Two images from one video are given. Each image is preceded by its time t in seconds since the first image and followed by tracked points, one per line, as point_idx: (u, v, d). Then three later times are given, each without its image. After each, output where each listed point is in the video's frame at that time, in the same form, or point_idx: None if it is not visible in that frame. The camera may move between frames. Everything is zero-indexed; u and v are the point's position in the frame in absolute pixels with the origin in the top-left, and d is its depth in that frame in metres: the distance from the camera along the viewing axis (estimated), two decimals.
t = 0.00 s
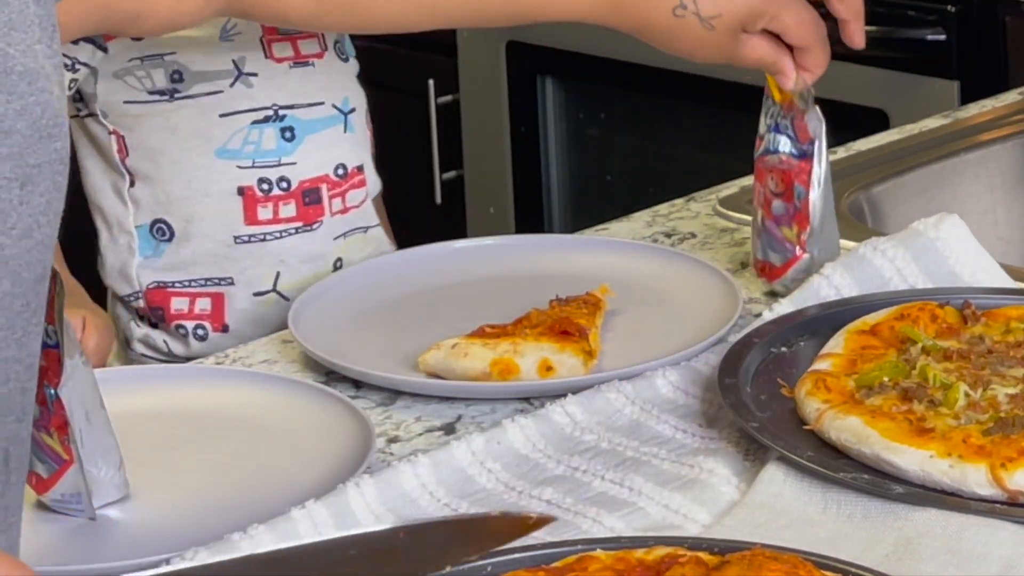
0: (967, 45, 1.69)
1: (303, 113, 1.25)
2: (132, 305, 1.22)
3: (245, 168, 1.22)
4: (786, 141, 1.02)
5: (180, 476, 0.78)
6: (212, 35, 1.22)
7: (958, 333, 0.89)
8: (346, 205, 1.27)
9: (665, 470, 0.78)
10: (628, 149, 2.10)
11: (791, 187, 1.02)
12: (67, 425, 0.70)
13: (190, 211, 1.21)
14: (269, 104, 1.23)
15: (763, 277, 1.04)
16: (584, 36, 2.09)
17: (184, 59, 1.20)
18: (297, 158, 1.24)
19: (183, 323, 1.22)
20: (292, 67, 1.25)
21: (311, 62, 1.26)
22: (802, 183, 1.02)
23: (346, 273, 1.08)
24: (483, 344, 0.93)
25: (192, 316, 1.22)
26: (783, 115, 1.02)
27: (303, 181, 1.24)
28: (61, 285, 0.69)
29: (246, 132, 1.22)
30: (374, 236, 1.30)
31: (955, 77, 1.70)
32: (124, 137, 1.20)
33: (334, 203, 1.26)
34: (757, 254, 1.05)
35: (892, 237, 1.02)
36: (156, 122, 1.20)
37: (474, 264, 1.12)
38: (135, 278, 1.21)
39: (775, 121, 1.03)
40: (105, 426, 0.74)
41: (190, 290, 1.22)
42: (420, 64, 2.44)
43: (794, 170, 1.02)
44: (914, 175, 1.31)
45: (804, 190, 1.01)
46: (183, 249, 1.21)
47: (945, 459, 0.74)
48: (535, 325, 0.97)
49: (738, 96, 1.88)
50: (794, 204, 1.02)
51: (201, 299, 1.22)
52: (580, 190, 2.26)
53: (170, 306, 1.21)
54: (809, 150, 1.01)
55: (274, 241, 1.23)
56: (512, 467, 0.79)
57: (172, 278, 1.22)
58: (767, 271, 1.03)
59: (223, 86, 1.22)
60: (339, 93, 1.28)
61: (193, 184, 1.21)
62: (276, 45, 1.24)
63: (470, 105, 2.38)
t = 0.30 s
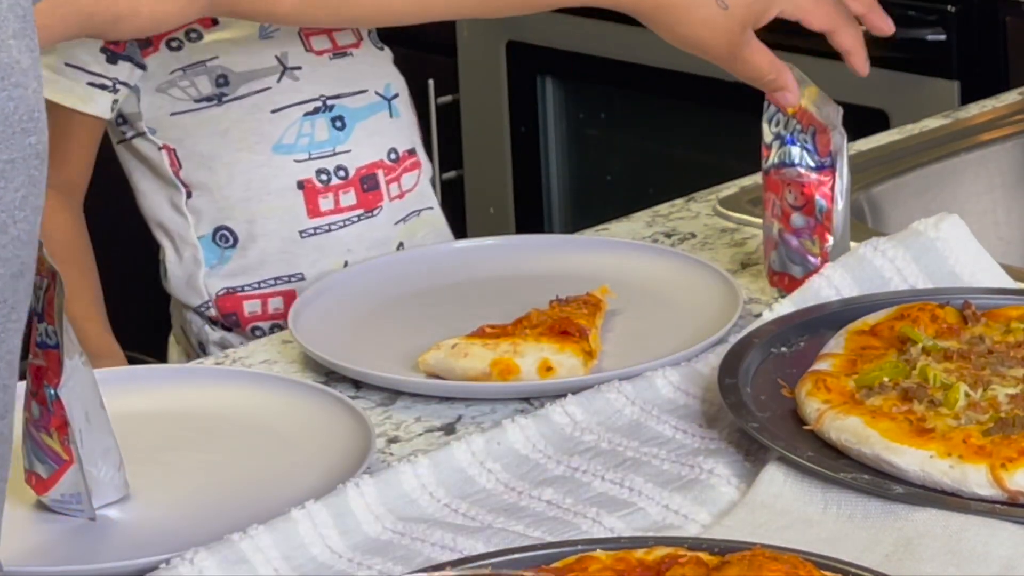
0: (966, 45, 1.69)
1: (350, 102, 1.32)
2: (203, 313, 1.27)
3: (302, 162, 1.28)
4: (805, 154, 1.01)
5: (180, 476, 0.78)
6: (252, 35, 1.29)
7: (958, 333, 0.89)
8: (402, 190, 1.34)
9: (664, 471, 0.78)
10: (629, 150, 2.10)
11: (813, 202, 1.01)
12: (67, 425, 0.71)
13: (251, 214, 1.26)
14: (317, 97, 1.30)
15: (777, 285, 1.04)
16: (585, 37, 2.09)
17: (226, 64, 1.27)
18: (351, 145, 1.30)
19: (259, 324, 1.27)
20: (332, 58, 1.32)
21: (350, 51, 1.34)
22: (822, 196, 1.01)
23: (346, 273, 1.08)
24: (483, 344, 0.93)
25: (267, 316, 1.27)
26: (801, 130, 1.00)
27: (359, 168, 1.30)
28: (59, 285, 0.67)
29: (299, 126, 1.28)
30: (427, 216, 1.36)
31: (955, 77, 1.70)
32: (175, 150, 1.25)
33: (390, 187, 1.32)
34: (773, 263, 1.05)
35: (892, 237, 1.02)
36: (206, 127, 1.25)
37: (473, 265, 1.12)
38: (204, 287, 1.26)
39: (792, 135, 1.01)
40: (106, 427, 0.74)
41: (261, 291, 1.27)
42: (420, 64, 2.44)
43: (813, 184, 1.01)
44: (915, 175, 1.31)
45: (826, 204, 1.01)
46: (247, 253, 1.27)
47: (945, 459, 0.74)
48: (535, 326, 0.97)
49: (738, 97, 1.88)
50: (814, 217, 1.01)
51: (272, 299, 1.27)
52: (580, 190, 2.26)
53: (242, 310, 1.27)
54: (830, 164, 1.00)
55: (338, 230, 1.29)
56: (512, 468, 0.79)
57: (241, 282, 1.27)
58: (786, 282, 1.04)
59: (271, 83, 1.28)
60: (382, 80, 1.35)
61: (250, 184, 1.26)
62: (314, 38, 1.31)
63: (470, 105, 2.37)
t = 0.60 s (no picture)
0: (967, 45, 1.70)
1: (373, 96, 1.32)
2: (232, 305, 1.27)
3: (328, 155, 1.28)
4: (805, 154, 1.00)
5: (180, 477, 0.78)
6: (277, 32, 1.27)
7: (958, 334, 0.89)
8: (424, 181, 1.35)
9: (664, 471, 0.78)
10: (629, 150, 2.10)
11: (813, 202, 1.01)
12: (67, 426, 0.72)
13: (277, 206, 1.27)
14: (341, 91, 1.29)
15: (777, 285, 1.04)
16: (585, 37, 2.09)
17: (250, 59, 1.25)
18: (375, 138, 1.31)
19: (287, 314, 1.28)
20: (354, 54, 1.32)
21: (370, 46, 1.34)
22: (822, 197, 1.01)
23: (345, 274, 1.08)
24: (483, 344, 0.93)
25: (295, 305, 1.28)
26: (800, 130, 1.00)
27: (383, 161, 1.31)
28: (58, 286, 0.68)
29: (324, 120, 1.28)
30: (447, 208, 1.37)
31: (956, 77, 1.70)
32: (200, 147, 1.24)
33: (412, 179, 1.34)
34: (772, 263, 1.05)
35: (892, 237, 1.02)
36: (230, 123, 1.25)
37: (473, 265, 1.12)
38: (230, 280, 1.26)
39: (792, 135, 1.01)
40: (107, 427, 0.74)
41: (287, 281, 1.28)
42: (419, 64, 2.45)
43: (813, 184, 1.01)
44: (916, 175, 1.31)
45: (826, 205, 1.01)
46: (273, 244, 1.27)
47: (945, 459, 0.74)
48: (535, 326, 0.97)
49: (739, 97, 1.89)
50: (814, 217, 1.01)
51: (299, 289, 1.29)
52: (580, 190, 2.26)
53: (272, 300, 1.28)
54: (830, 164, 1.00)
55: (364, 222, 1.30)
56: (512, 468, 0.79)
57: (268, 273, 1.27)
58: (787, 282, 1.04)
59: (296, 78, 1.27)
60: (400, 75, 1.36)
61: (277, 177, 1.26)
62: (336, 35, 1.31)
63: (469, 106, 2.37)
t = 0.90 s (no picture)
0: (967, 45, 1.70)
1: (347, 104, 1.29)
2: (193, 301, 1.28)
3: (295, 162, 1.26)
4: (805, 155, 1.00)
5: (180, 477, 0.78)
6: (257, 33, 1.24)
7: (959, 334, 0.89)
8: (392, 192, 1.34)
9: (664, 472, 0.78)
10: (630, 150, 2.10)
11: (813, 203, 1.01)
12: (67, 428, 0.71)
13: (241, 209, 1.26)
14: (314, 98, 1.27)
15: (779, 288, 1.04)
16: (586, 38, 2.09)
17: (230, 58, 1.23)
18: (345, 149, 1.29)
19: (249, 314, 1.29)
20: (332, 61, 1.29)
21: (351, 54, 1.31)
22: (823, 198, 1.01)
23: (344, 274, 1.08)
24: (483, 345, 0.92)
25: (256, 306, 1.29)
26: (801, 130, 1.00)
27: (351, 171, 1.29)
28: (58, 287, 0.68)
29: (294, 126, 1.26)
30: (415, 219, 1.36)
31: (955, 77, 1.70)
32: (173, 141, 1.24)
33: (380, 190, 1.32)
34: (773, 264, 1.04)
35: (893, 238, 1.02)
36: (205, 120, 1.24)
37: (474, 265, 1.12)
38: (192, 278, 1.27)
39: (792, 136, 1.01)
40: (105, 427, 0.74)
41: (249, 283, 1.28)
42: (418, 64, 2.45)
43: (814, 185, 1.01)
44: (916, 176, 1.31)
45: (827, 205, 1.01)
46: (235, 245, 1.27)
47: (946, 460, 0.74)
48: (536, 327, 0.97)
49: (739, 97, 1.89)
50: (816, 218, 1.01)
51: (259, 290, 1.29)
52: (580, 191, 2.25)
53: (232, 300, 1.28)
54: (830, 165, 1.00)
55: (327, 232, 1.29)
56: (512, 469, 0.79)
57: (230, 273, 1.28)
58: (787, 283, 1.03)
59: (271, 82, 1.25)
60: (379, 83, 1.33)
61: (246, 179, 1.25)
62: (316, 40, 1.28)
63: (469, 106, 2.37)
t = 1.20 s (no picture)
0: (968, 45, 1.70)
1: (320, 137, 1.28)
2: (143, 304, 1.28)
3: (261, 193, 1.26)
4: (805, 155, 1.00)
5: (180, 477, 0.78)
6: (237, 58, 1.23)
7: (959, 335, 0.89)
8: (354, 224, 1.34)
9: (664, 472, 0.78)
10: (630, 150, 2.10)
11: (814, 203, 1.01)
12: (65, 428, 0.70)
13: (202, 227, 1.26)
14: (287, 130, 1.26)
15: (780, 289, 1.04)
16: (586, 38, 2.09)
17: (207, 81, 1.23)
18: (313, 182, 1.28)
19: (196, 325, 1.29)
20: (310, 91, 1.27)
21: (328, 83, 1.29)
22: (823, 198, 1.01)
23: (343, 275, 1.08)
24: (484, 346, 0.93)
25: (204, 318, 1.29)
26: (801, 131, 1.00)
27: (317, 205, 1.29)
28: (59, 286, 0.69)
29: (263, 157, 1.26)
30: (375, 246, 1.37)
31: (956, 77, 1.70)
32: (142, 147, 1.24)
33: (343, 223, 1.32)
34: (773, 264, 1.04)
35: (893, 239, 1.02)
36: (177, 138, 1.24)
37: (474, 265, 1.12)
38: (144, 283, 1.27)
39: (792, 136, 1.01)
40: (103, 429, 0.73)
41: (200, 294, 1.28)
42: (418, 63, 2.46)
43: (814, 185, 1.00)
44: (916, 176, 1.30)
45: (827, 206, 1.01)
46: (193, 259, 1.27)
47: (947, 461, 0.74)
48: (535, 327, 0.97)
49: (739, 97, 1.89)
50: (816, 218, 1.01)
51: (209, 303, 1.29)
52: (581, 191, 2.25)
53: (182, 309, 1.28)
54: (831, 165, 1.00)
55: (284, 262, 1.29)
56: (512, 469, 0.78)
57: (182, 283, 1.28)
58: (787, 284, 1.03)
59: (246, 111, 1.24)
60: (354, 114, 1.32)
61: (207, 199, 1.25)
62: (295, 69, 1.27)
63: (469, 106, 2.37)
